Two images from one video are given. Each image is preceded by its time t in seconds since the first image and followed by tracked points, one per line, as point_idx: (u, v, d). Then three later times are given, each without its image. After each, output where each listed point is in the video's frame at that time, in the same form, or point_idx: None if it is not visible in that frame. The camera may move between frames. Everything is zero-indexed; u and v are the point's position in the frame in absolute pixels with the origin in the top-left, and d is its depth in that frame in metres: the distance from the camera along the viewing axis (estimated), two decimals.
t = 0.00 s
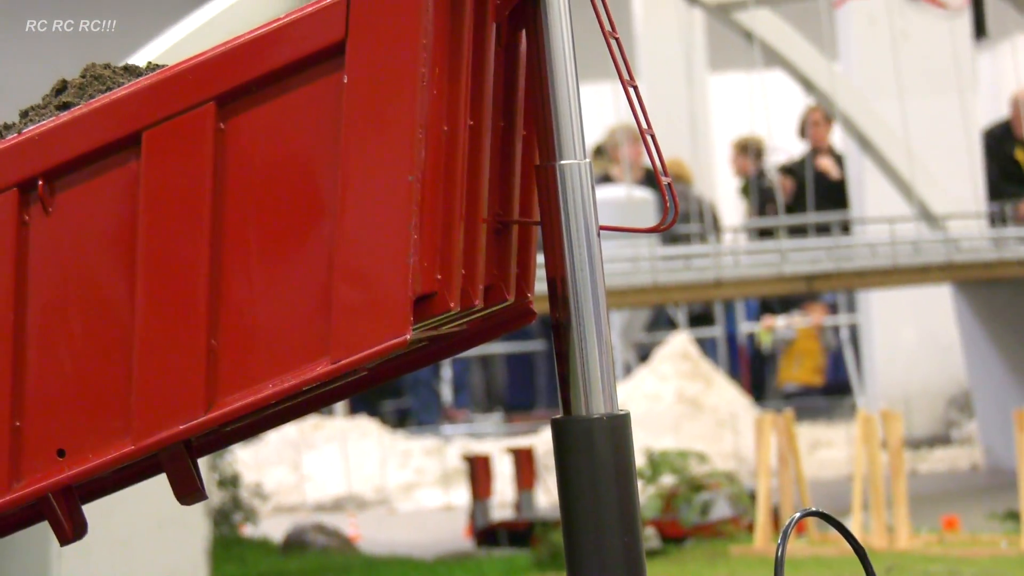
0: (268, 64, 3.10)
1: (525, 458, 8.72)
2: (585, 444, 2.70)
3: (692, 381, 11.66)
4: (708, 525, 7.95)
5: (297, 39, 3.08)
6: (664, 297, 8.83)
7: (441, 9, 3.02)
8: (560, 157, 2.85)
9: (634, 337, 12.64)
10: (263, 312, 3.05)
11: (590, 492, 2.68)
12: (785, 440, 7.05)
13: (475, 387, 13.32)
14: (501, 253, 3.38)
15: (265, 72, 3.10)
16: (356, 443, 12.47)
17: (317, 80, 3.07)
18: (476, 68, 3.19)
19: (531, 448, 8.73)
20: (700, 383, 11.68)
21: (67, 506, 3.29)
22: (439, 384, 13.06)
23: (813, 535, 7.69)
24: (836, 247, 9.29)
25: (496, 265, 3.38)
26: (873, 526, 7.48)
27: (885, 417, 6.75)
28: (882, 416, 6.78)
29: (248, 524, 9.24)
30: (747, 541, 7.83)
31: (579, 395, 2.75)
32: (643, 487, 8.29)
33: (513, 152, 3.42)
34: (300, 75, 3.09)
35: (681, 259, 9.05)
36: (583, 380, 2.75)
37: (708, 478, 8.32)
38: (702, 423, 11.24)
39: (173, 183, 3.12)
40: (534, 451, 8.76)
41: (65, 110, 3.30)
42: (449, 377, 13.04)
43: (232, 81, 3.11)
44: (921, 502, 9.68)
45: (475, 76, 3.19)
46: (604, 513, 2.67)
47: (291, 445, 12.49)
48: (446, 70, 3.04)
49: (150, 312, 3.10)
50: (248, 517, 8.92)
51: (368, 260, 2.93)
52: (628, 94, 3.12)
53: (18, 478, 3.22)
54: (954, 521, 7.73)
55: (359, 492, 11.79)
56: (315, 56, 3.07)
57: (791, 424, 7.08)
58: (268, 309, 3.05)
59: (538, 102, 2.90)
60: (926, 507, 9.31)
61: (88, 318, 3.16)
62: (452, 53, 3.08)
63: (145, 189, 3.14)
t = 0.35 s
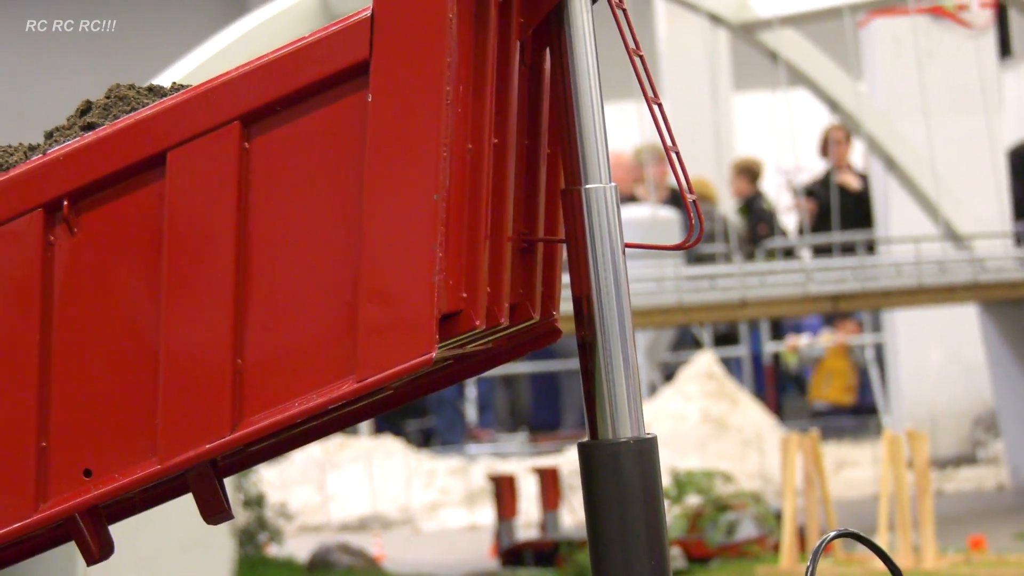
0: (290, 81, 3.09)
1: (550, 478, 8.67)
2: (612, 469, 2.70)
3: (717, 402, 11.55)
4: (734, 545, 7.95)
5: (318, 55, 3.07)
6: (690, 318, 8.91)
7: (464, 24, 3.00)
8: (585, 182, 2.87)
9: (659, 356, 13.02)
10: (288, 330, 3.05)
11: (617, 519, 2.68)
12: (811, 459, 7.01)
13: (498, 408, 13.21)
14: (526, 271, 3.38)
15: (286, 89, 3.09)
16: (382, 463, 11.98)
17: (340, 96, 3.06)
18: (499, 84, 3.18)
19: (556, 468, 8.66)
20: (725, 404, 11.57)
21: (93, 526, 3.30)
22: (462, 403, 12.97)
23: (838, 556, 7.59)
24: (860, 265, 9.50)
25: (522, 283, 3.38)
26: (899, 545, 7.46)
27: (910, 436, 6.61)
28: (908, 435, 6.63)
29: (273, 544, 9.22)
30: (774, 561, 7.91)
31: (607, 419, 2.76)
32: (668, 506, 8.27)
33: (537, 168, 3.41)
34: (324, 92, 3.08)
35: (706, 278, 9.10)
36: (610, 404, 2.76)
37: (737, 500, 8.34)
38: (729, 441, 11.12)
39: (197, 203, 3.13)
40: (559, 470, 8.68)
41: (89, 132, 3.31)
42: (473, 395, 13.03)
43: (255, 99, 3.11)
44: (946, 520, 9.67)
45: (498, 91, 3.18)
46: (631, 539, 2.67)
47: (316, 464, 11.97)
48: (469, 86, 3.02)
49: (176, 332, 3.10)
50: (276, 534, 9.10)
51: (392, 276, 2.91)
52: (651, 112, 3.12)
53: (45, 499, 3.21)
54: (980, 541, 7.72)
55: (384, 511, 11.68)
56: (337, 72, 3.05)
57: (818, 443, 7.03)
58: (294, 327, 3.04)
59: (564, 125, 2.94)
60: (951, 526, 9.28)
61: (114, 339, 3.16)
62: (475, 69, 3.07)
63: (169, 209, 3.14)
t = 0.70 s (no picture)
0: (309, 91, 3.08)
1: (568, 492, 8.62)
2: (632, 485, 2.70)
3: (735, 416, 11.50)
4: (752, 560, 7.85)
5: (336, 65, 3.06)
6: (706, 331, 8.60)
7: (482, 34, 2.99)
8: (604, 198, 2.87)
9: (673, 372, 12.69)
10: (306, 340, 3.03)
11: (637, 535, 2.68)
12: (829, 475, 6.95)
13: (514, 422, 12.66)
14: (545, 281, 3.38)
15: (304, 99, 3.08)
16: (399, 478, 11.97)
17: (357, 105, 3.05)
18: (517, 93, 3.17)
19: (574, 482, 8.60)
20: (743, 418, 11.52)
21: (112, 537, 3.30)
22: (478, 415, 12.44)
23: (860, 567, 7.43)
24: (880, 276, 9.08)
25: (540, 294, 3.38)
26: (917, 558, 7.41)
27: (929, 451, 6.47)
28: (927, 451, 6.50)
29: (290, 558, 8.99)
30: None
31: (627, 436, 2.76)
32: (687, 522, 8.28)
33: (557, 179, 3.41)
34: (342, 101, 3.07)
35: (724, 290, 8.75)
36: (630, 419, 2.76)
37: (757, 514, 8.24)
38: (747, 456, 11.14)
39: (216, 212, 3.12)
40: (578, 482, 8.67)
41: (108, 142, 3.31)
42: (489, 408, 12.48)
43: (273, 109, 3.10)
44: (965, 534, 9.69)
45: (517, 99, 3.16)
46: (652, 556, 2.67)
47: (333, 478, 12.00)
48: (487, 94, 2.99)
49: (195, 343, 3.09)
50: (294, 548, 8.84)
51: (410, 286, 2.88)
52: (671, 123, 3.12)
53: (64, 510, 3.19)
54: (1000, 556, 7.68)
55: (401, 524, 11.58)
56: (355, 81, 3.04)
57: (835, 458, 6.98)
58: (312, 338, 3.03)
59: (582, 139, 2.94)
60: (971, 540, 9.28)
61: (132, 349, 3.16)
62: (494, 78, 3.05)
63: (188, 219, 3.14)
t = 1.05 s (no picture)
0: (330, 102, 3.10)
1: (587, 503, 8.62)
2: (653, 498, 2.73)
3: (752, 428, 11.60)
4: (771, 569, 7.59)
5: (357, 76, 3.08)
6: (724, 344, 8.37)
7: (501, 44, 3.01)
8: (625, 212, 2.90)
9: (693, 384, 12.85)
10: (328, 350, 3.05)
11: (658, 546, 2.71)
12: (848, 488, 6.97)
13: (534, 432, 12.56)
14: (565, 290, 3.40)
15: (325, 111, 3.11)
16: (419, 490, 11.39)
17: (377, 116, 3.07)
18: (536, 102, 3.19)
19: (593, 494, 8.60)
20: (760, 430, 11.63)
21: (138, 547, 3.33)
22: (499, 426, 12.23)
23: None
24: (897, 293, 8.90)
25: (560, 304, 3.40)
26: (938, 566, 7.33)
27: (945, 463, 6.49)
28: (943, 462, 6.52)
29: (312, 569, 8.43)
30: None
31: (648, 449, 2.79)
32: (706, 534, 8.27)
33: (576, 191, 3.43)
34: (362, 112, 3.09)
35: (740, 303, 8.54)
36: (651, 433, 2.79)
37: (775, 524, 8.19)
38: (763, 467, 11.14)
39: (237, 223, 3.15)
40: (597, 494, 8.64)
41: (131, 154, 3.35)
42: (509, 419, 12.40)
43: (295, 120, 3.13)
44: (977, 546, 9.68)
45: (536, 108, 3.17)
46: (672, 567, 2.69)
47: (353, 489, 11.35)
48: (506, 105, 3.02)
49: (217, 353, 3.11)
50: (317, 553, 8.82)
51: (430, 296, 2.90)
52: (689, 133, 3.19)
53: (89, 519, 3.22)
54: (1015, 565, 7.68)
55: (421, 535, 10.91)
56: (375, 93, 3.07)
57: (852, 469, 7.00)
58: (333, 348, 3.04)
59: (601, 151, 2.98)
60: (983, 551, 9.27)
61: (156, 360, 3.18)
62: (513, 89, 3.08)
63: (211, 230, 3.17)
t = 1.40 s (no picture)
0: (367, 119, 3.31)
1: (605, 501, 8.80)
2: (674, 499, 2.93)
3: (761, 431, 11.74)
4: (778, 565, 7.91)
5: (391, 95, 3.29)
6: (736, 351, 9.14)
7: (528, 65, 3.21)
8: (646, 227, 3.10)
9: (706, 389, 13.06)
10: (367, 353, 3.26)
11: (679, 542, 2.91)
12: (852, 487, 7.15)
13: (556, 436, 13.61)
14: (589, 295, 3.60)
15: (363, 128, 3.32)
16: (446, 488, 12.42)
17: (412, 134, 3.28)
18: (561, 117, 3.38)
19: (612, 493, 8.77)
20: (769, 433, 11.76)
21: (186, 541, 3.53)
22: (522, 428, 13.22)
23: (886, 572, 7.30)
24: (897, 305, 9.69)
25: (584, 308, 3.60)
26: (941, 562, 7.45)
27: (945, 464, 6.67)
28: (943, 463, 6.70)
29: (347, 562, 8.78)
30: None
31: (668, 452, 2.99)
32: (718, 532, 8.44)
33: (598, 202, 3.63)
34: (396, 129, 3.30)
35: (752, 315, 9.29)
36: (671, 438, 2.99)
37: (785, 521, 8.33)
38: (772, 468, 11.36)
39: (279, 234, 3.35)
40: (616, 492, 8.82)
41: (178, 168, 3.56)
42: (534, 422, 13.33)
43: (334, 136, 3.34)
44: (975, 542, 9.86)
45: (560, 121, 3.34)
46: (691, 561, 2.89)
47: (385, 489, 12.54)
48: (533, 123, 3.22)
49: (261, 355, 3.32)
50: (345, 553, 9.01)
51: (463, 307, 3.11)
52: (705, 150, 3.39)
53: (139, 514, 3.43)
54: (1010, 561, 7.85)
55: (449, 532, 11.95)
56: (411, 109, 3.27)
57: (857, 470, 7.17)
58: (372, 351, 3.25)
59: (624, 168, 3.18)
60: (981, 548, 9.42)
61: (203, 362, 3.39)
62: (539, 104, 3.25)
63: (254, 240, 3.38)
